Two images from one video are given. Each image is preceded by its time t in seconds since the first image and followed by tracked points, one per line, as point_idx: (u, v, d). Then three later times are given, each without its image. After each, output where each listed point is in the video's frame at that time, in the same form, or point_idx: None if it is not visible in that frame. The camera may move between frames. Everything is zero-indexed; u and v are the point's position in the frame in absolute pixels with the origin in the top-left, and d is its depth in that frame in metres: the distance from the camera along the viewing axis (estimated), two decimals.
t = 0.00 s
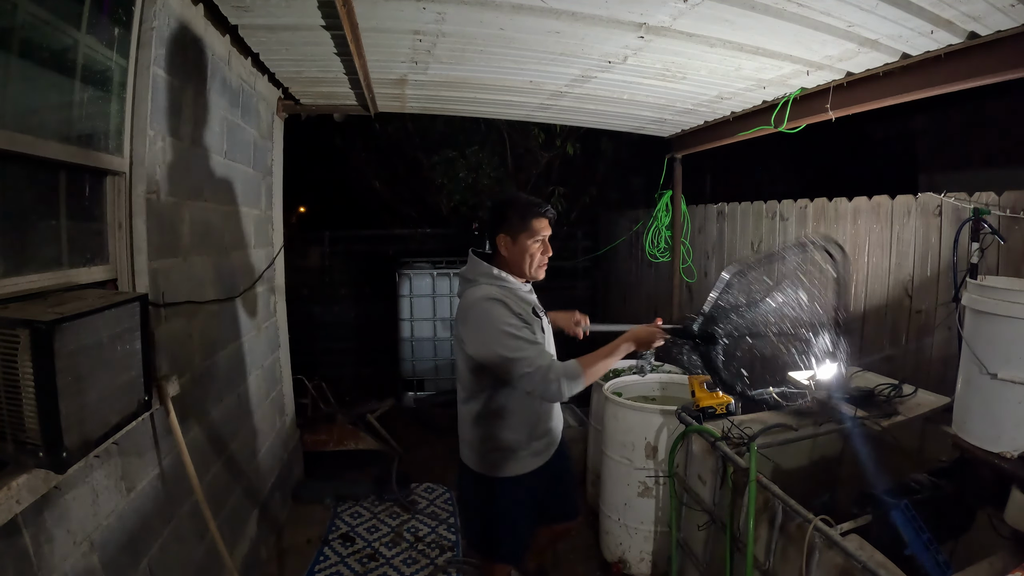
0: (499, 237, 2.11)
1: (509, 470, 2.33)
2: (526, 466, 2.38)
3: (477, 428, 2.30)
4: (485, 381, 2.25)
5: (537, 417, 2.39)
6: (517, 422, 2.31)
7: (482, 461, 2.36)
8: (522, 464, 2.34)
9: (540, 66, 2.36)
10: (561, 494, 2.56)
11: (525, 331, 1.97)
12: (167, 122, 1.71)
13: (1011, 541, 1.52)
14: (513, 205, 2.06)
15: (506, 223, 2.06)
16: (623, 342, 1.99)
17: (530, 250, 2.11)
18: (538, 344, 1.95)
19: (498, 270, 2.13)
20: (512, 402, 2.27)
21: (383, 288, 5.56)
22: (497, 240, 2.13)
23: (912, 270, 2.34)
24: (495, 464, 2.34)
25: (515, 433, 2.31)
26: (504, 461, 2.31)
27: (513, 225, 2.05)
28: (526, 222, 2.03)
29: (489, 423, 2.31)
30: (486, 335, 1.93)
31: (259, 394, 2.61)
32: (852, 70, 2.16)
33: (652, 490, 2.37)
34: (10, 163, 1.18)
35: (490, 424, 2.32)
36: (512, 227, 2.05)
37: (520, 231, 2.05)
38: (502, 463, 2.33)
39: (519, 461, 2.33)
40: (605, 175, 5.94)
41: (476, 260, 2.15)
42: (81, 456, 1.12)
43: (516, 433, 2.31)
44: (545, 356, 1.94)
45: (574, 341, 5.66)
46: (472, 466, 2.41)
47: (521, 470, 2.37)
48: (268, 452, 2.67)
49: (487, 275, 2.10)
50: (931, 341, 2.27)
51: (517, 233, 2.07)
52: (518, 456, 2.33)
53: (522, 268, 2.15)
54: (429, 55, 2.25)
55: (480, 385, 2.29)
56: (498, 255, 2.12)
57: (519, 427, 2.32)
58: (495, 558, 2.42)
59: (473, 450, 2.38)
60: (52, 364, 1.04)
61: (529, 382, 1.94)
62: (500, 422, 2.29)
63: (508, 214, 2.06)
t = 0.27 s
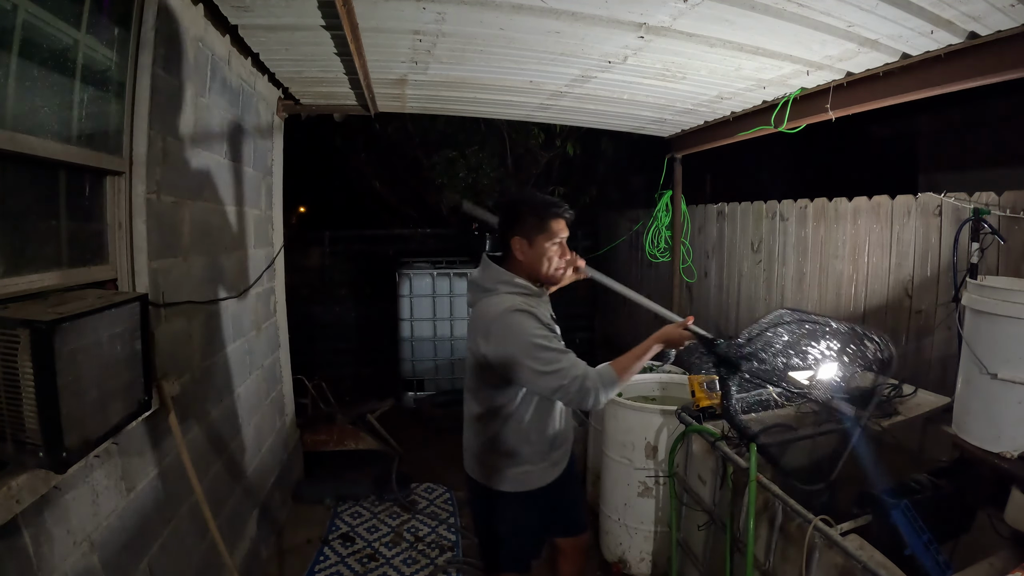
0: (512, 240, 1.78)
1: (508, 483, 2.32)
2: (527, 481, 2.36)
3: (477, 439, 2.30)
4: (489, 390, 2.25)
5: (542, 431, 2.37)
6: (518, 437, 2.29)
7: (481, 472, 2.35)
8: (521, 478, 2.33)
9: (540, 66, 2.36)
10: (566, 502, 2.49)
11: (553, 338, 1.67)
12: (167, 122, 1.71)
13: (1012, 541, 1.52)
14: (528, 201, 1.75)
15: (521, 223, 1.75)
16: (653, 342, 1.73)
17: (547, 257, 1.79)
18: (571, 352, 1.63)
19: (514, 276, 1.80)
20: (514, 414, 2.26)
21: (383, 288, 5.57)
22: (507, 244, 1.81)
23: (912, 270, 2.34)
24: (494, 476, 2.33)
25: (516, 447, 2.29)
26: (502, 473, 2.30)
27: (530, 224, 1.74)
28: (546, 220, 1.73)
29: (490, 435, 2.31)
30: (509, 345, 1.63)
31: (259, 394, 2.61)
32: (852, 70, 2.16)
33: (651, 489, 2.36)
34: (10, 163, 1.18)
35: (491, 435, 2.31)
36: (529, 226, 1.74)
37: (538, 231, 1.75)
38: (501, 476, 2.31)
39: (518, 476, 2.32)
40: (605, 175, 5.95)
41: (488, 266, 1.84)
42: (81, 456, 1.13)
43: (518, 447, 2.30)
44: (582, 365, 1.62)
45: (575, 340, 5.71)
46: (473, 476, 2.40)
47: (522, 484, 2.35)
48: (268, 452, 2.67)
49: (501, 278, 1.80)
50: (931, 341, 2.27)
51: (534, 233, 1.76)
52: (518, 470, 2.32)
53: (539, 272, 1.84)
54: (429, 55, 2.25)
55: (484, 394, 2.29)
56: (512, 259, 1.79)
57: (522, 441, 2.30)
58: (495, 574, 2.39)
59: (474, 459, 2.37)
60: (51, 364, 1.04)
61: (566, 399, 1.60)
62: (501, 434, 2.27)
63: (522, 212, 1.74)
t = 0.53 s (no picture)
0: (541, 245, 1.76)
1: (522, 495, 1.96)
2: (550, 496, 1.97)
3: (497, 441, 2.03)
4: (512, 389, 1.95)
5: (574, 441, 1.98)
6: (539, 440, 1.94)
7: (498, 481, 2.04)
8: (539, 490, 1.95)
9: (540, 66, 2.36)
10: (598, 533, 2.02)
11: (583, 342, 1.68)
12: (167, 123, 1.71)
13: (1011, 541, 1.52)
14: (559, 208, 1.72)
15: (550, 229, 1.72)
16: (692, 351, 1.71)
17: (578, 261, 1.76)
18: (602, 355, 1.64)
19: (541, 282, 1.79)
20: (537, 415, 1.92)
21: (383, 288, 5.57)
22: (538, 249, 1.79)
23: (912, 270, 2.34)
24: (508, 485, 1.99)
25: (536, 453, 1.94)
26: (515, 482, 1.96)
27: (560, 231, 1.71)
28: (576, 227, 1.70)
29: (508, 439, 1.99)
30: (541, 350, 1.64)
31: (259, 394, 2.61)
32: (852, 70, 2.16)
33: (651, 490, 2.37)
34: (10, 163, 1.18)
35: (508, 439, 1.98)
36: (559, 233, 1.72)
37: (568, 237, 1.72)
38: (516, 485, 1.97)
39: (535, 487, 1.95)
40: (605, 175, 5.95)
41: (514, 272, 1.83)
42: (81, 456, 1.12)
43: (539, 454, 1.94)
44: (614, 367, 1.64)
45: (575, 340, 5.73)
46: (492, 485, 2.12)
47: (541, 499, 1.96)
48: (268, 452, 2.67)
49: (526, 282, 1.79)
50: (931, 341, 2.27)
51: (564, 238, 1.72)
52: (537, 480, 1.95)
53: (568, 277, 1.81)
54: (429, 55, 2.25)
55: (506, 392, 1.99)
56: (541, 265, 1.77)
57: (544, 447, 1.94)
58: None
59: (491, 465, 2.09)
60: (52, 364, 1.04)
61: (601, 402, 1.61)
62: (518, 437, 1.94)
63: (551, 219, 1.71)
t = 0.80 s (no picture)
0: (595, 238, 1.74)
1: (563, 497, 1.82)
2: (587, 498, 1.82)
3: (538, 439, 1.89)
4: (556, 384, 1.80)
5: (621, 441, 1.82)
6: (581, 441, 1.78)
7: (539, 480, 1.91)
8: (581, 493, 1.79)
9: (540, 66, 2.36)
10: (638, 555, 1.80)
11: (630, 340, 1.63)
12: (167, 123, 1.71)
13: (1012, 542, 1.52)
14: (615, 201, 1.71)
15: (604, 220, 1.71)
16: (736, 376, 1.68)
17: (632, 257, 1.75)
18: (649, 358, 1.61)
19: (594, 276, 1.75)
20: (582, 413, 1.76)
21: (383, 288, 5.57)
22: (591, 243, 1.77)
23: (912, 270, 2.34)
24: (549, 485, 1.85)
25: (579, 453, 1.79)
26: (554, 480, 1.82)
27: (616, 221, 1.70)
28: (631, 218, 1.68)
29: (549, 438, 1.85)
30: (587, 348, 1.59)
31: (259, 394, 2.61)
32: (852, 70, 2.16)
33: (651, 490, 2.34)
34: (10, 163, 1.18)
35: (549, 437, 1.84)
36: (614, 225, 1.70)
37: (622, 229, 1.71)
38: (556, 486, 1.82)
39: (577, 490, 1.79)
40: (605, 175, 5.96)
41: (567, 266, 1.79)
42: (81, 456, 1.12)
43: (582, 455, 1.79)
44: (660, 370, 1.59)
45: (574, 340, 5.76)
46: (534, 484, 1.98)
47: (577, 500, 1.81)
48: (268, 452, 2.67)
49: (579, 279, 1.75)
50: (931, 341, 2.27)
51: (618, 231, 1.71)
52: (578, 482, 1.80)
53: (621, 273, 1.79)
54: (429, 55, 2.26)
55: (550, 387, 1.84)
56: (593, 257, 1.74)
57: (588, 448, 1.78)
58: None
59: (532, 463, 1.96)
60: (52, 365, 1.04)
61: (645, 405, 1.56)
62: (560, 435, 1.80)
63: (607, 210, 1.71)
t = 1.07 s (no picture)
0: (647, 240, 1.59)
1: (586, 499, 1.69)
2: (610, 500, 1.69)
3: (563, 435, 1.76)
4: (589, 379, 1.65)
5: (656, 444, 1.66)
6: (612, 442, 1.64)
7: (561, 477, 1.78)
8: (606, 496, 1.67)
9: (540, 67, 2.36)
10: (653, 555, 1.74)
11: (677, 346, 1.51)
12: (167, 123, 1.71)
13: (1012, 541, 1.52)
14: (676, 206, 1.55)
15: (660, 225, 1.55)
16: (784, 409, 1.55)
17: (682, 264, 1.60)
18: (697, 367, 1.46)
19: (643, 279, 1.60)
20: (617, 413, 1.61)
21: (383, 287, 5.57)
22: (642, 244, 1.62)
23: (912, 270, 2.34)
24: (571, 484, 1.72)
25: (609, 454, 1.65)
26: (576, 478, 1.70)
27: (673, 229, 1.54)
28: (689, 230, 1.54)
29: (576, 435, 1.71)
30: (630, 350, 1.46)
31: (259, 394, 2.61)
32: (852, 70, 2.16)
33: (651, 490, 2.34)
34: (10, 163, 1.18)
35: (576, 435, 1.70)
36: (670, 233, 1.54)
37: (680, 238, 1.55)
38: (579, 486, 1.70)
39: (603, 493, 1.66)
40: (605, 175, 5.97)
41: (618, 260, 1.64)
42: (81, 456, 1.12)
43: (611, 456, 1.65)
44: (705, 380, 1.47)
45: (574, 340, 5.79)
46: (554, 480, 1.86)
47: (601, 502, 1.68)
48: (268, 452, 2.67)
49: (630, 275, 1.59)
50: (931, 341, 2.28)
51: (674, 239, 1.55)
52: (604, 485, 1.66)
53: (666, 281, 1.65)
54: (429, 55, 2.26)
55: (582, 381, 1.69)
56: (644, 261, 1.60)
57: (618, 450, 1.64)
58: None
59: (554, 459, 1.83)
60: (52, 365, 1.04)
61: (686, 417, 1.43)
62: (589, 434, 1.66)
63: (665, 215, 1.54)
